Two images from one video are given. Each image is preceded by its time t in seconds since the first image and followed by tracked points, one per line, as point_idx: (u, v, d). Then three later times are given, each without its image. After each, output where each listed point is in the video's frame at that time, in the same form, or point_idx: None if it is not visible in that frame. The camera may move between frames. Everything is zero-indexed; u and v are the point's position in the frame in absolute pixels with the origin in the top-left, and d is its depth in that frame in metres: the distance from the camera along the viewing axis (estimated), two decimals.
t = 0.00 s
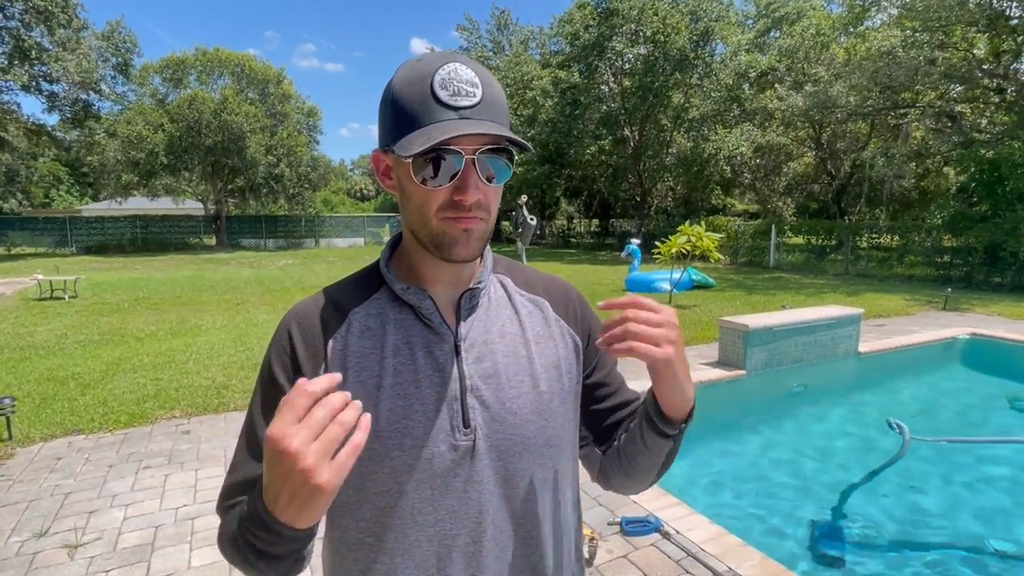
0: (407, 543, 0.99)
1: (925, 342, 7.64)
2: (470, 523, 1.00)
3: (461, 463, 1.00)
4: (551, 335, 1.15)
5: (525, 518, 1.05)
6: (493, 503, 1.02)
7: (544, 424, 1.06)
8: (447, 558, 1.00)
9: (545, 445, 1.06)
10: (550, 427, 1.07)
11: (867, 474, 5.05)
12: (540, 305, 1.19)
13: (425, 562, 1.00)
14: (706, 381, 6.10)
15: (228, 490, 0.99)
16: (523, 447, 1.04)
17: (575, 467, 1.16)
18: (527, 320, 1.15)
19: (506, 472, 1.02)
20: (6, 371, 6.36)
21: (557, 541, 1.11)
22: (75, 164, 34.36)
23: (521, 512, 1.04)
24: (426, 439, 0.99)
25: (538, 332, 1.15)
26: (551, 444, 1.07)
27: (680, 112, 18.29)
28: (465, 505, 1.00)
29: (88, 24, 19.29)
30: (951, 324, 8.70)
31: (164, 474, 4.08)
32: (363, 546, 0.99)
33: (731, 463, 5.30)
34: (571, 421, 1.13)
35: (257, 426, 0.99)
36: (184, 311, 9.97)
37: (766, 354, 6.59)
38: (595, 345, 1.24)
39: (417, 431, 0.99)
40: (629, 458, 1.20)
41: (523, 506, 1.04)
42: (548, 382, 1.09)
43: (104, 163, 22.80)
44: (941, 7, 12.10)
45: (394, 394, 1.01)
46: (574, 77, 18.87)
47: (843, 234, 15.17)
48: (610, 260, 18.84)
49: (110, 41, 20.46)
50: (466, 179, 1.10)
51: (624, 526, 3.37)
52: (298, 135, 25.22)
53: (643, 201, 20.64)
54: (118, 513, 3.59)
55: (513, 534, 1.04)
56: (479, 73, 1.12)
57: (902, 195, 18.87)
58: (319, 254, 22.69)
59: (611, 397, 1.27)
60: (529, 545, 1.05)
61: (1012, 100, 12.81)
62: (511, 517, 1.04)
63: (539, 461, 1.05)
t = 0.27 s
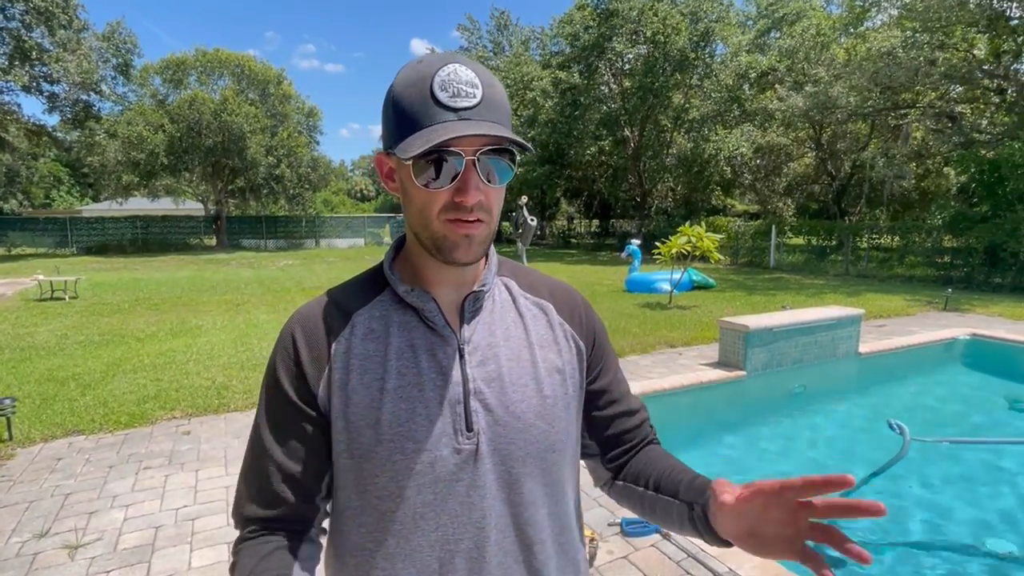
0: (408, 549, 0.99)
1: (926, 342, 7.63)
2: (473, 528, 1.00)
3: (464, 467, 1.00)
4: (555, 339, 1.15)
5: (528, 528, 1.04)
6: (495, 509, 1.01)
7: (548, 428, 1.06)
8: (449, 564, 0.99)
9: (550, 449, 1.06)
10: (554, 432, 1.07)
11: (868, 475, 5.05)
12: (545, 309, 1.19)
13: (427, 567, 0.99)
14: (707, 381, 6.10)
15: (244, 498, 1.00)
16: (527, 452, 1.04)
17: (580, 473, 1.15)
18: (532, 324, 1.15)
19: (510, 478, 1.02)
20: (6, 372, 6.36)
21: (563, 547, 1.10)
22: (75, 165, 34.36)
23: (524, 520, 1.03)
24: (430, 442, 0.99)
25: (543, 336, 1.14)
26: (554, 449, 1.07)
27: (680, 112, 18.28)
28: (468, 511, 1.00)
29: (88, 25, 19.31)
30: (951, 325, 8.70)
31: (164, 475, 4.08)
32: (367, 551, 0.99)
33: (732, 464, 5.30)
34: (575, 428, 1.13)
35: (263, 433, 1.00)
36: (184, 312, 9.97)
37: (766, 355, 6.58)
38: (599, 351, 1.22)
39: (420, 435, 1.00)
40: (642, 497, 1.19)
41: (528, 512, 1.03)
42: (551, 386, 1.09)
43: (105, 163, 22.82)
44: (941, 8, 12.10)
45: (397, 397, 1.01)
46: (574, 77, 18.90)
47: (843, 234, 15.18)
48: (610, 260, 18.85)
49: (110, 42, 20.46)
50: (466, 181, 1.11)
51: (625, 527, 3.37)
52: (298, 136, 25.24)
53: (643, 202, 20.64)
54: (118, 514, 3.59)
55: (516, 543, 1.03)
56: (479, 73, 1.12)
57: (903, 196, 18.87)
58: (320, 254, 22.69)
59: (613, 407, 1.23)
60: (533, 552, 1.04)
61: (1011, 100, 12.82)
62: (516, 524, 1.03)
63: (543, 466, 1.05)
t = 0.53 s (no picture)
0: (409, 554, 0.99)
1: (926, 342, 7.63)
2: (474, 536, 1.00)
3: (465, 473, 1.00)
4: (560, 342, 1.14)
5: (529, 535, 1.03)
6: (497, 516, 1.01)
7: (551, 433, 1.06)
8: (449, 571, 0.99)
9: (553, 455, 1.05)
10: (558, 438, 1.06)
11: (869, 475, 5.05)
12: (551, 310, 1.18)
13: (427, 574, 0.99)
14: (707, 382, 6.10)
15: (248, 497, 1.04)
16: (529, 459, 1.03)
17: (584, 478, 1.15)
18: (537, 326, 1.15)
19: (511, 484, 1.02)
20: (6, 372, 6.37)
21: (566, 554, 1.10)
22: (75, 165, 34.37)
23: (525, 526, 1.03)
24: (430, 447, 0.99)
25: (548, 340, 1.14)
26: (558, 455, 1.06)
27: (680, 113, 18.22)
28: (469, 518, 1.00)
29: (88, 25, 19.31)
30: (951, 325, 8.70)
31: (164, 475, 4.08)
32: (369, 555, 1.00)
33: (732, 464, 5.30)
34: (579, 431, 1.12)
35: (263, 436, 1.02)
36: (184, 312, 9.97)
37: (766, 355, 6.58)
38: (605, 355, 1.22)
39: (422, 441, 0.99)
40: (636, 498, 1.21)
41: (529, 519, 1.03)
42: (555, 390, 1.08)
43: (105, 164, 22.82)
44: (941, 8, 12.11)
45: (397, 402, 1.00)
46: (574, 78, 18.91)
47: (843, 234, 15.17)
48: (610, 260, 18.85)
49: (110, 42, 20.46)
50: (462, 178, 1.11)
51: (625, 527, 3.36)
52: (298, 137, 25.25)
53: (643, 202, 20.65)
54: (118, 514, 3.59)
55: (516, 550, 1.03)
56: (475, 65, 1.10)
57: (903, 196, 18.88)
58: (320, 255, 22.70)
59: (619, 410, 1.23)
60: (535, 560, 1.04)
61: (1011, 100, 12.80)
62: (517, 531, 1.03)
63: (546, 471, 1.04)
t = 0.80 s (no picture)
0: (413, 552, 0.99)
1: (925, 342, 7.63)
2: (477, 534, 1.00)
3: (469, 471, 1.00)
4: (565, 341, 1.15)
5: (532, 533, 1.03)
6: (501, 515, 1.01)
7: (555, 431, 1.06)
8: (453, 569, 0.99)
9: (557, 452, 1.06)
10: (563, 435, 1.06)
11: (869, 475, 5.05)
12: (556, 308, 1.18)
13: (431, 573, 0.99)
14: (707, 382, 6.10)
15: (250, 495, 1.03)
16: (533, 456, 1.03)
17: (589, 476, 1.15)
18: (542, 323, 1.15)
19: (515, 482, 1.02)
20: (6, 372, 6.37)
21: (570, 554, 1.10)
22: (75, 166, 34.37)
23: (530, 525, 1.03)
24: (433, 445, 0.99)
25: (553, 338, 1.14)
26: (563, 453, 1.07)
27: (680, 113, 18.12)
28: (473, 515, 1.00)
29: (88, 26, 19.31)
30: (951, 325, 8.70)
31: (164, 476, 4.08)
32: (370, 557, 1.00)
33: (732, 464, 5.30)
34: (584, 428, 1.12)
35: (267, 435, 1.02)
36: (184, 313, 9.97)
37: (766, 355, 6.58)
38: (611, 352, 1.22)
39: (429, 438, 0.99)
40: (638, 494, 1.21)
41: (534, 518, 1.03)
42: (559, 387, 1.08)
43: (104, 165, 22.83)
44: (940, 8, 12.12)
45: (401, 399, 1.00)
46: (574, 78, 18.93)
47: (843, 235, 15.18)
48: (610, 261, 18.85)
49: (110, 43, 20.46)
50: (469, 169, 1.11)
51: (625, 527, 3.36)
52: (297, 138, 25.27)
53: (643, 202, 20.65)
54: (118, 515, 3.59)
55: (519, 549, 1.03)
56: (477, 59, 1.11)
57: (903, 196, 18.90)
58: (320, 255, 22.71)
59: (625, 408, 1.23)
60: (540, 560, 1.04)
61: (1011, 100, 12.79)
62: (521, 529, 1.03)
63: (551, 468, 1.04)
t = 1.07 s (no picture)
0: (415, 545, 0.98)
1: (925, 342, 7.63)
2: (479, 525, 1.00)
3: (470, 463, 1.00)
4: (567, 335, 1.15)
5: (533, 525, 1.04)
6: (502, 507, 1.01)
7: (556, 425, 1.06)
8: (456, 562, 0.99)
9: (559, 446, 1.06)
10: (564, 428, 1.07)
11: (869, 475, 5.05)
12: (557, 304, 1.19)
13: (432, 566, 0.99)
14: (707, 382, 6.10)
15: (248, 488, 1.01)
16: (533, 449, 1.04)
17: (591, 469, 1.16)
18: (543, 318, 1.16)
19: (516, 474, 1.02)
20: (6, 373, 6.37)
21: (571, 546, 1.10)
22: (75, 166, 34.38)
23: (530, 517, 1.04)
24: (434, 437, 0.99)
25: (555, 331, 1.15)
26: (565, 446, 1.07)
27: (680, 113, 18.04)
28: (474, 508, 1.00)
29: (87, 27, 19.32)
30: (951, 325, 8.70)
31: (164, 476, 4.07)
32: (371, 551, 1.00)
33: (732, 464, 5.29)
34: (587, 422, 1.13)
35: (268, 429, 1.01)
36: (184, 313, 9.97)
37: (766, 355, 6.59)
38: (615, 345, 1.23)
39: (430, 431, 0.99)
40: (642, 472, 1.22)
41: (535, 511, 1.04)
42: (560, 381, 1.09)
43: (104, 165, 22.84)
44: (939, 8, 12.12)
45: (403, 392, 1.00)
46: (574, 78, 18.95)
47: (842, 235, 15.19)
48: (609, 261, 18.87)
49: (110, 44, 20.45)
50: (482, 168, 1.11)
51: (625, 527, 3.36)
52: (297, 138, 25.29)
53: (643, 202, 20.65)
54: (118, 515, 3.58)
55: (519, 541, 1.03)
56: (488, 65, 1.13)
57: (902, 196, 18.91)
58: (320, 256, 22.72)
59: (631, 400, 1.24)
60: (541, 552, 1.05)
61: (1011, 100, 12.78)
62: (522, 522, 1.03)
63: (553, 461, 1.05)
